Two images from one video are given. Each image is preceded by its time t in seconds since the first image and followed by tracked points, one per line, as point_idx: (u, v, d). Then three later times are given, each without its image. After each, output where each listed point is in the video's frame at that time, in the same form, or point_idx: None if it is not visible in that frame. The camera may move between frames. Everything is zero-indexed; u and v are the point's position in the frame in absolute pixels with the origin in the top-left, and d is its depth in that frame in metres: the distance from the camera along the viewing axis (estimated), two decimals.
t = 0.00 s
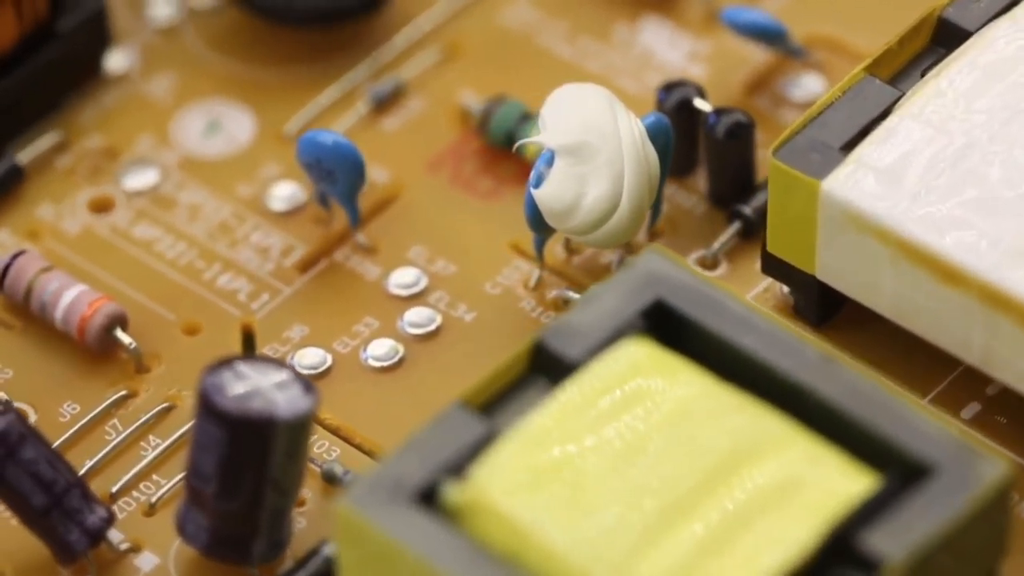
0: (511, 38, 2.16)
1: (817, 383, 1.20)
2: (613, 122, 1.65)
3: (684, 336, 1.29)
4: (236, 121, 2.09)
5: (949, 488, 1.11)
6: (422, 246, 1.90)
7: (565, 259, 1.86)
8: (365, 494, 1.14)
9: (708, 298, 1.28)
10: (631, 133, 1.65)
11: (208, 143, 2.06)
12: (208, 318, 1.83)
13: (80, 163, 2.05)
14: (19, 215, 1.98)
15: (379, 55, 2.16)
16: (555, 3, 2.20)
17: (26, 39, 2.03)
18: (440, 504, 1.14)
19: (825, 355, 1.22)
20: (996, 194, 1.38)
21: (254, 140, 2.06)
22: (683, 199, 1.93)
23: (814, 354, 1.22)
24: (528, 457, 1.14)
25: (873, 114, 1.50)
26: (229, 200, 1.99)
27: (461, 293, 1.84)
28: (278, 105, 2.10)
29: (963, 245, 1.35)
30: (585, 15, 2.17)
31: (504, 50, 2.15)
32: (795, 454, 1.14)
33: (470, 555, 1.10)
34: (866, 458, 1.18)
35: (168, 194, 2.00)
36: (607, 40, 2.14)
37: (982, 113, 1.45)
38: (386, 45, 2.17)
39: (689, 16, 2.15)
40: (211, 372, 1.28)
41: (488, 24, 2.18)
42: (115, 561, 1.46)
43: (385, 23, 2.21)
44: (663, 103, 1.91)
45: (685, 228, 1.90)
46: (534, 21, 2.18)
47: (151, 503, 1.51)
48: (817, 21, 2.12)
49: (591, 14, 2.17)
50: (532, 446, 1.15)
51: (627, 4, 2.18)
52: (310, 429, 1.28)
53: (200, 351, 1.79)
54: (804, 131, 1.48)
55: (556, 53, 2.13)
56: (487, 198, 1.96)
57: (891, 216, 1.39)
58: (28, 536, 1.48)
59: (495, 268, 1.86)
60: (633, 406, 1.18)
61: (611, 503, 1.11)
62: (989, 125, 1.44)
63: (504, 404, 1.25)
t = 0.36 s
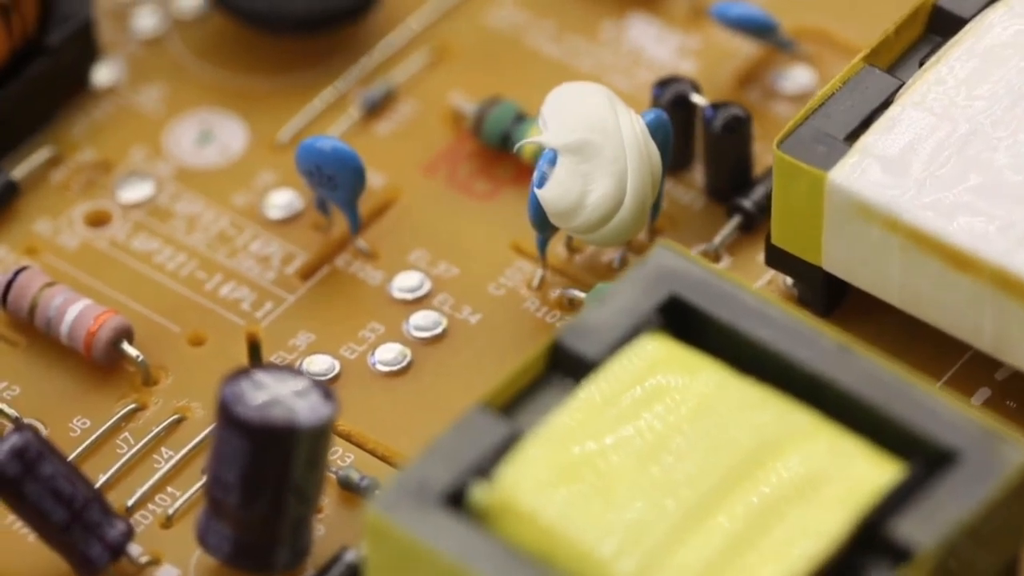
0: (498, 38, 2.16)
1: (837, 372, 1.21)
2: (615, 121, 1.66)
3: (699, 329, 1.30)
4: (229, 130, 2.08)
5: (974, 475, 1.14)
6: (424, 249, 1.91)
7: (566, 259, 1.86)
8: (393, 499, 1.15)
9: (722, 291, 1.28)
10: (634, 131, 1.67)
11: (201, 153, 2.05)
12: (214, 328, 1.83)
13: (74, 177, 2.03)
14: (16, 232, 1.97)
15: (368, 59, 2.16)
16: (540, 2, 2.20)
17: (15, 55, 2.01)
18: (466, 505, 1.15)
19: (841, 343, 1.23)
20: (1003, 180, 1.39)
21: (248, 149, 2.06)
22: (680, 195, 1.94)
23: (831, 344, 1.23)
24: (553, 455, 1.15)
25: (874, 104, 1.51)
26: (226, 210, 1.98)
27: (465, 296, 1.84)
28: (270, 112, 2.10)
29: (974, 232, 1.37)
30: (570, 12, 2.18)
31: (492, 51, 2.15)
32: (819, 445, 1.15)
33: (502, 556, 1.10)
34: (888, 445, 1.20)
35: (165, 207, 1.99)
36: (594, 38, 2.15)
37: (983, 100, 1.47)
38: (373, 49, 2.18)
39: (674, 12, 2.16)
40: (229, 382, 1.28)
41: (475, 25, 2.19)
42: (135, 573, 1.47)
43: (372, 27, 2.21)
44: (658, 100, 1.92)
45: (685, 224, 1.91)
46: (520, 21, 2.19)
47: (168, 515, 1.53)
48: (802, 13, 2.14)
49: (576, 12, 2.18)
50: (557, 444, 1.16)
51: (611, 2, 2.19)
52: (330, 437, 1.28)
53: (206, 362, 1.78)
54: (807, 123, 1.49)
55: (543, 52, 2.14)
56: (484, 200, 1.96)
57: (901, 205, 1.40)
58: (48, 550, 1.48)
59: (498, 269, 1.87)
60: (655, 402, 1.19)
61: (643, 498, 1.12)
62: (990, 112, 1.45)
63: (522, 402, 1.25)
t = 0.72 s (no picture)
0: (485, 39, 2.17)
1: (858, 362, 1.23)
2: (616, 119, 1.67)
3: (715, 323, 1.31)
4: (221, 140, 2.07)
5: (1000, 457, 1.15)
6: (425, 253, 1.91)
7: (568, 258, 1.87)
8: (421, 502, 1.15)
9: (737, 285, 1.30)
10: (635, 128, 1.67)
11: (195, 164, 2.04)
12: (220, 339, 1.82)
13: (69, 192, 2.02)
14: (13, 248, 1.95)
15: (357, 64, 2.16)
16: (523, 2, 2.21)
17: (7, 70, 2.00)
18: (494, 506, 1.15)
19: (859, 333, 1.25)
20: (1009, 164, 1.41)
21: (241, 158, 2.05)
22: (677, 190, 1.95)
23: (849, 334, 1.24)
24: (581, 453, 1.16)
25: (875, 94, 1.52)
26: (223, 220, 1.97)
27: (469, 298, 1.84)
28: (261, 120, 2.10)
29: (983, 216, 1.38)
30: (554, 11, 2.19)
31: (479, 52, 2.16)
32: (845, 434, 1.17)
33: (534, 555, 1.11)
34: (910, 432, 1.21)
35: (162, 218, 1.98)
36: (581, 37, 2.15)
37: (983, 86, 1.48)
38: (361, 54, 2.18)
39: (659, 8, 2.17)
40: (249, 390, 1.28)
41: (460, 27, 2.19)
42: None
43: (357, 31, 2.21)
44: (653, 96, 1.93)
45: (685, 219, 1.92)
46: (505, 21, 2.19)
47: (186, 527, 1.55)
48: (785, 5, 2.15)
49: (560, 10, 2.19)
50: (583, 442, 1.17)
51: None
52: (352, 442, 1.28)
53: (213, 372, 1.78)
54: (809, 114, 1.50)
55: (531, 51, 2.15)
56: (481, 202, 1.97)
57: (908, 192, 1.41)
58: (66, 562, 1.48)
59: (500, 270, 1.87)
60: (679, 396, 1.20)
61: (674, 493, 1.13)
62: (991, 97, 1.47)
63: (542, 402, 1.26)
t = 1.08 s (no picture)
0: (472, 41, 2.17)
1: (876, 350, 1.24)
2: (616, 115, 1.68)
3: (730, 316, 1.32)
4: (215, 149, 2.06)
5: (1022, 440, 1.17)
6: (426, 256, 1.90)
7: (570, 257, 1.87)
8: (449, 504, 1.15)
9: (750, 277, 1.31)
10: (635, 124, 1.68)
11: (189, 174, 2.03)
12: (227, 348, 1.81)
13: (65, 206, 2.00)
14: (11, 265, 1.93)
15: (346, 68, 2.16)
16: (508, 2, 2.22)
17: None
18: (522, 506, 1.16)
19: (874, 321, 1.26)
20: (1013, 148, 1.42)
21: (235, 167, 2.04)
22: (675, 186, 1.96)
23: (865, 323, 1.26)
24: (606, 450, 1.17)
25: (875, 84, 1.53)
26: (220, 229, 1.96)
27: (473, 300, 1.84)
28: (253, 128, 2.08)
29: (991, 201, 1.39)
30: (540, 10, 2.19)
31: (468, 53, 2.16)
32: (867, 424, 1.18)
33: (565, 554, 1.11)
34: (930, 418, 1.23)
35: (160, 230, 1.97)
36: (568, 36, 2.16)
37: (982, 72, 1.49)
38: (350, 58, 2.18)
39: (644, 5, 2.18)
40: (268, 399, 1.28)
41: (446, 29, 2.19)
42: None
43: (344, 35, 2.21)
44: (648, 92, 1.94)
45: (685, 214, 1.92)
46: (490, 22, 2.20)
47: (205, 537, 1.59)
48: None
49: (545, 10, 2.20)
50: (608, 439, 1.17)
51: None
52: (373, 447, 1.28)
53: (220, 382, 1.77)
54: (811, 106, 1.51)
55: (519, 51, 2.15)
56: (479, 203, 1.97)
57: (915, 180, 1.42)
58: None
59: (502, 271, 1.87)
60: (700, 390, 1.21)
61: (702, 487, 1.14)
62: (992, 83, 1.48)
63: (562, 400, 1.27)
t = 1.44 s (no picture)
0: (458, 44, 2.18)
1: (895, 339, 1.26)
2: (617, 114, 1.69)
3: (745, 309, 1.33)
4: (208, 161, 2.05)
5: None
6: (428, 259, 1.90)
7: (572, 255, 1.88)
8: (479, 506, 1.16)
9: (764, 270, 1.32)
10: (636, 122, 1.69)
11: (184, 186, 2.02)
12: (235, 359, 1.80)
13: (61, 222, 1.99)
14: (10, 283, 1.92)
15: (335, 74, 2.16)
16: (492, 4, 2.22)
17: None
18: (551, 507, 1.17)
19: (890, 309, 1.28)
20: (1016, 133, 1.44)
21: (230, 176, 2.03)
22: (672, 182, 1.96)
23: (882, 311, 1.28)
24: (633, 448, 1.18)
25: (874, 74, 1.55)
26: (219, 239, 1.95)
27: (478, 302, 1.84)
28: (245, 137, 2.08)
29: (997, 186, 1.41)
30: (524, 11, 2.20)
31: (455, 57, 2.17)
32: (889, 414, 1.19)
33: (599, 553, 1.12)
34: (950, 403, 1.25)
35: (159, 242, 1.96)
36: (554, 36, 2.17)
37: (980, 58, 1.51)
38: (338, 64, 2.18)
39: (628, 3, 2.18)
40: (290, 408, 1.28)
41: (432, 33, 2.20)
42: None
43: (330, 42, 2.21)
44: (643, 89, 1.94)
45: (683, 208, 1.93)
46: (475, 25, 2.20)
47: (225, 549, 1.59)
48: None
49: (529, 10, 2.20)
50: (634, 436, 1.18)
51: None
52: (396, 452, 1.29)
53: (228, 392, 1.77)
54: (812, 97, 1.52)
55: (506, 53, 2.16)
56: (478, 205, 1.97)
57: (921, 167, 1.43)
58: None
59: (505, 272, 1.88)
60: (722, 384, 1.22)
61: (730, 480, 1.15)
62: (991, 69, 1.50)
63: (583, 398, 1.28)
